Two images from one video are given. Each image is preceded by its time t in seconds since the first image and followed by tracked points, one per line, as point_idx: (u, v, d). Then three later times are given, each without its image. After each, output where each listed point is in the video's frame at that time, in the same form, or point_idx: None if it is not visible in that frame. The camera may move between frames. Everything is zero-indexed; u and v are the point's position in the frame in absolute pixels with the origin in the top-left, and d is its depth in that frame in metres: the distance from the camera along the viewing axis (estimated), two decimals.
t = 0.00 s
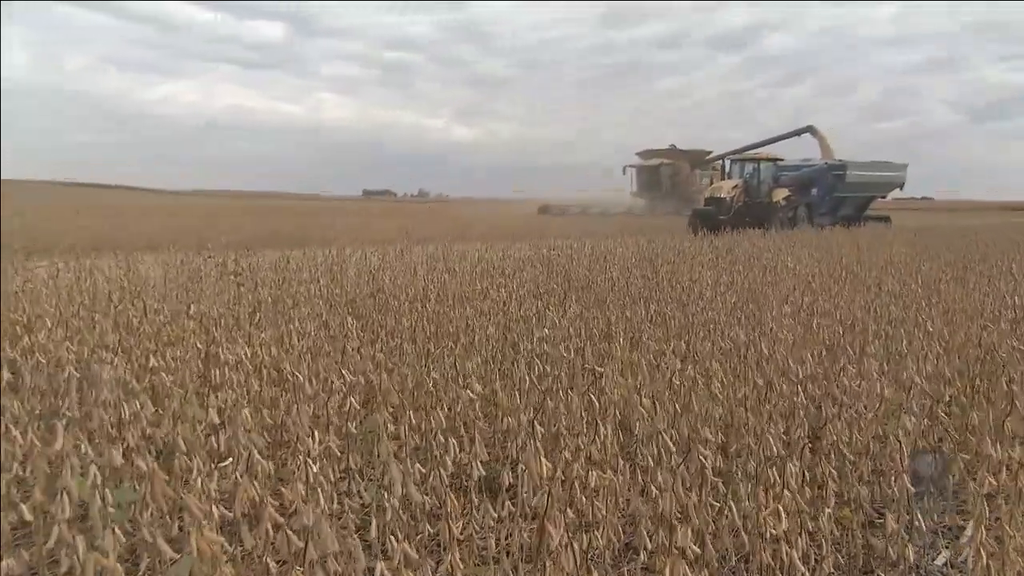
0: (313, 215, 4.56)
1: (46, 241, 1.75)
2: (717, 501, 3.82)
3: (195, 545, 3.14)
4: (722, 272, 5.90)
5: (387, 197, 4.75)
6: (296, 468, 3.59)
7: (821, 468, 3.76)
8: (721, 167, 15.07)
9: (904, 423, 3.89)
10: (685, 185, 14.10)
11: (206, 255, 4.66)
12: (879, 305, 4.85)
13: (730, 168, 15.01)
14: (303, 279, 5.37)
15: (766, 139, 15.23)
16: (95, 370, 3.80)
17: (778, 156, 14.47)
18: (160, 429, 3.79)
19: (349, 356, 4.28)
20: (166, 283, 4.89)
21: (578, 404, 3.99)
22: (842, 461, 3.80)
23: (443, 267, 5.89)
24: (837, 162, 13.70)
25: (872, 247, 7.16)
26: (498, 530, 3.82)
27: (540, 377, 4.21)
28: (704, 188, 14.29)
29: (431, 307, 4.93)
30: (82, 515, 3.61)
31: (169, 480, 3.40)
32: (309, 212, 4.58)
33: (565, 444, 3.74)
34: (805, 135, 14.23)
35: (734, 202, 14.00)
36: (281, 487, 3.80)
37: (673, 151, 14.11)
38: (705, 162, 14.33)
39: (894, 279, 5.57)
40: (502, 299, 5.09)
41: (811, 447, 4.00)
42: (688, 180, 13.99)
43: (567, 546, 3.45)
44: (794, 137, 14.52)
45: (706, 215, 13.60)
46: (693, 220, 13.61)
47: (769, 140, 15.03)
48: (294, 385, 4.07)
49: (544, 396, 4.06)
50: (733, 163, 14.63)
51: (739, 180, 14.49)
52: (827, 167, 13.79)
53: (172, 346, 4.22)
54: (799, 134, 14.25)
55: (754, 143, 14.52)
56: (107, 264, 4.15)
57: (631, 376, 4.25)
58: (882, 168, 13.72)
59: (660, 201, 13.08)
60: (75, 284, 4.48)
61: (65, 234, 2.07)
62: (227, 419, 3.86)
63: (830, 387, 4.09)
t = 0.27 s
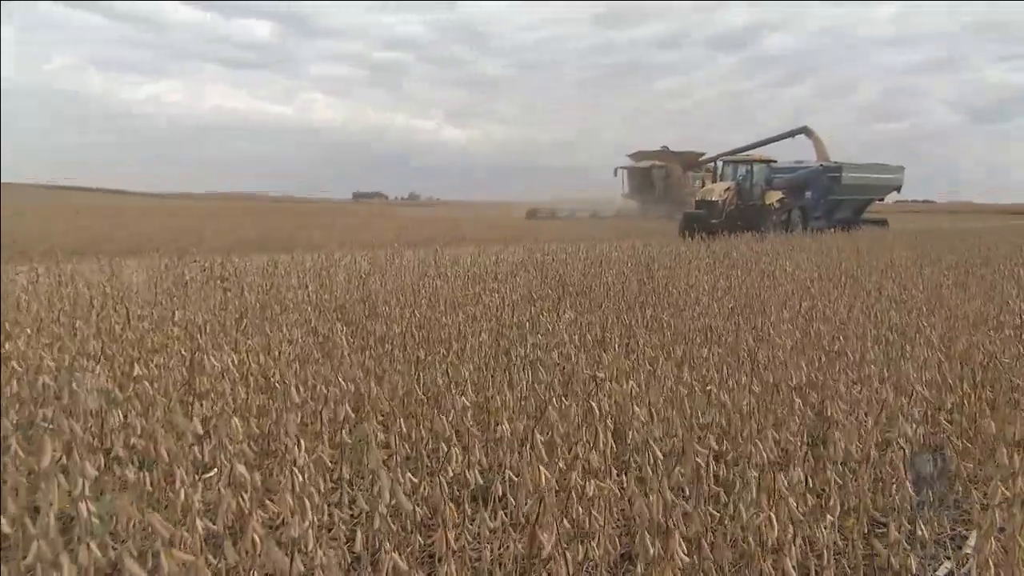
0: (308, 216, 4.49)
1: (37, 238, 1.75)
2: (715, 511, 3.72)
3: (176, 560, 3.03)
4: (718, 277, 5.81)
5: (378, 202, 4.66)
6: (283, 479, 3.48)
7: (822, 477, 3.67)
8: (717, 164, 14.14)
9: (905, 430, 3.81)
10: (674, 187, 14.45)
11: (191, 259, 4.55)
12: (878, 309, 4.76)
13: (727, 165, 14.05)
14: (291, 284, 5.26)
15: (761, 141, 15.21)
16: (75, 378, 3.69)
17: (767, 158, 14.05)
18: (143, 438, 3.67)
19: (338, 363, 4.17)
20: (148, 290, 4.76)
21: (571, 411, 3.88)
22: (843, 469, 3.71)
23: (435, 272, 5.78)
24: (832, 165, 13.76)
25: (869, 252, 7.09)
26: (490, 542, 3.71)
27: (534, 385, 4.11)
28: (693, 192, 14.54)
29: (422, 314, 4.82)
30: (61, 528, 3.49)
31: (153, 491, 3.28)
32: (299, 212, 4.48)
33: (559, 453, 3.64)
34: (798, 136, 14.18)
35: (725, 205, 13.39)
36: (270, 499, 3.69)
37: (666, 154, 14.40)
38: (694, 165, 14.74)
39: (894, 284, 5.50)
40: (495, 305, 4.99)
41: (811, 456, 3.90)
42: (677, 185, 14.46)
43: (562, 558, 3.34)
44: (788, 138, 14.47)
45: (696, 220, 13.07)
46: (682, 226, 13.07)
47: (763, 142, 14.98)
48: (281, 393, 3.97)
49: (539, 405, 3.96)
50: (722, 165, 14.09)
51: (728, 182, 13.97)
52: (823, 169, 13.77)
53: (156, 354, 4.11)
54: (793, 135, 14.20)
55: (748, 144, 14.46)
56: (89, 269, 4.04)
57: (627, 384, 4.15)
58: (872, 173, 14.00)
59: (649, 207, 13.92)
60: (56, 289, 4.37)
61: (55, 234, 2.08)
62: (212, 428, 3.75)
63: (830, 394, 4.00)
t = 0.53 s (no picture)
0: (301, 218, 4.41)
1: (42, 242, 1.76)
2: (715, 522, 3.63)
3: None
4: (716, 280, 5.72)
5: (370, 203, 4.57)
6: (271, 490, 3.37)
7: (822, 486, 3.58)
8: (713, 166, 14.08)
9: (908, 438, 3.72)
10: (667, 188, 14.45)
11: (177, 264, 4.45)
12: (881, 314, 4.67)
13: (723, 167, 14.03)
14: (282, 289, 5.16)
15: (757, 142, 15.15)
16: (56, 387, 3.58)
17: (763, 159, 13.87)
18: (127, 448, 3.57)
19: (328, 370, 4.07)
20: (134, 295, 4.66)
21: (567, 419, 3.79)
22: (846, 478, 3.61)
23: (429, 277, 5.67)
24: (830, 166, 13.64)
25: (870, 256, 7.00)
26: (484, 553, 3.61)
27: (529, 392, 4.02)
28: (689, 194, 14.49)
29: (415, 319, 4.71)
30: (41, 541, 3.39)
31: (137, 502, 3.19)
32: (292, 214, 4.40)
33: (554, 462, 3.55)
34: (795, 137, 14.12)
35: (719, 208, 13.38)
36: (256, 510, 3.58)
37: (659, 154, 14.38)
38: (690, 166, 14.69)
39: (897, 288, 5.41)
40: (489, 310, 4.89)
41: (812, 465, 3.81)
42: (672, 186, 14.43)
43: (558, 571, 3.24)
44: (785, 140, 14.40)
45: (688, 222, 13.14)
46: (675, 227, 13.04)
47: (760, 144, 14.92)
48: (269, 401, 3.87)
49: (533, 413, 3.87)
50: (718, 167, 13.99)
51: (723, 184, 13.91)
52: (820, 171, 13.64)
53: (141, 361, 4.00)
54: (790, 136, 14.14)
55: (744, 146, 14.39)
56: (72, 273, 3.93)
57: (623, 391, 4.06)
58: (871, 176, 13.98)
59: (645, 207, 13.83)
60: (38, 295, 4.25)
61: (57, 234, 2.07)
62: (198, 438, 3.64)
63: (830, 401, 3.92)
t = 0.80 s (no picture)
0: (294, 222, 4.31)
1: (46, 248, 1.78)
2: (717, 534, 3.52)
3: None
4: (714, 286, 5.62)
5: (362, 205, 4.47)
6: (261, 501, 3.26)
7: (826, 496, 3.48)
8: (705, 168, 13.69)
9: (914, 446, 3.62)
10: (666, 186, 13.42)
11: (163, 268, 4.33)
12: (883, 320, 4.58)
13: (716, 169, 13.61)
14: (270, 296, 5.04)
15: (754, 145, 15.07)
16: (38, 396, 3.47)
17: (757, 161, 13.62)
18: (112, 460, 3.46)
19: (318, 378, 3.97)
20: (117, 301, 4.54)
21: (564, 428, 3.69)
22: (851, 488, 3.51)
23: (421, 283, 5.56)
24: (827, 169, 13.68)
25: (870, 261, 6.92)
26: (478, 566, 3.49)
27: (524, 400, 3.92)
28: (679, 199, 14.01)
29: (408, 325, 4.61)
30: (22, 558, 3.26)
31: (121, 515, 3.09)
32: (284, 218, 4.31)
33: (551, 472, 3.44)
34: (792, 138, 14.05)
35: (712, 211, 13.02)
36: (244, 522, 3.46)
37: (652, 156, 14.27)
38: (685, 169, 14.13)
39: (899, 293, 5.32)
40: (483, 316, 4.79)
41: (814, 475, 3.71)
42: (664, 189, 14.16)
43: None
44: (782, 142, 14.34)
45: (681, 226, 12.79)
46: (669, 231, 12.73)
47: (756, 146, 14.84)
48: (258, 411, 3.76)
49: (529, 422, 3.76)
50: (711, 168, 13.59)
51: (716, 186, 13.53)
52: (818, 173, 13.67)
53: (125, 369, 3.89)
54: (787, 137, 14.07)
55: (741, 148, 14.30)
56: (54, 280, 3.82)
57: (621, 399, 3.96)
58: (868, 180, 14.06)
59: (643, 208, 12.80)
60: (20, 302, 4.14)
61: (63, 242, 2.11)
62: (186, 449, 3.53)
63: (833, 410, 3.82)
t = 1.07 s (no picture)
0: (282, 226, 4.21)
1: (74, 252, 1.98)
2: (718, 546, 3.42)
3: None
4: (712, 291, 5.53)
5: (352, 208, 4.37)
6: (248, 513, 3.16)
7: (827, 506, 3.38)
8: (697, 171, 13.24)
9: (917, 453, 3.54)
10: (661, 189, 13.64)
11: (148, 274, 4.24)
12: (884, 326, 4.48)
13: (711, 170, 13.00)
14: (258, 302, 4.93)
15: (751, 146, 15.00)
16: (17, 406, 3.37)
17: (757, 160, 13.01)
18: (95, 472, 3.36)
19: (307, 386, 3.87)
20: (101, 308, 4.43)
21: (559, 436, 3.59)
22: (855, 498, 3.41)
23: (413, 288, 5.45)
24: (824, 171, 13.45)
25: (870, 266, 6.82)
26: None
27: (519, 408, 3.82)
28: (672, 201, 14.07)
29: (399, 331, 4.49)
30: None
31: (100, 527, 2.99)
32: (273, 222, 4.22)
33: (546, 482, 3.34)
34: (788, 138, 13.95)
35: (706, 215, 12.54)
36: (229, 535, 3.36)
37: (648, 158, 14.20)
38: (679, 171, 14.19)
39: (900, 299, 5.22)
40: (477, 322, 4.68)
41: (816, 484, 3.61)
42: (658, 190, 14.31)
43: None
44: (779, 142, 14.24)
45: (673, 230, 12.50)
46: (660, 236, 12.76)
47: (754, 146, 14.72)
48: (244, 420, 3.66)
49: (523, 431, 3.66)
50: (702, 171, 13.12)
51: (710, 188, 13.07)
52: (816, 175, 13.37)
53: (108, 377, 3.79)
54: (784, 138, 13.97)
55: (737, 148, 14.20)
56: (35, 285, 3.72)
57: (618, 407, 3.86)
58: (866, 183, 13.95)
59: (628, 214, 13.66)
60: None
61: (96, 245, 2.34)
62: (170, 459, 3.43)
63: (834, 418, 3.73)
